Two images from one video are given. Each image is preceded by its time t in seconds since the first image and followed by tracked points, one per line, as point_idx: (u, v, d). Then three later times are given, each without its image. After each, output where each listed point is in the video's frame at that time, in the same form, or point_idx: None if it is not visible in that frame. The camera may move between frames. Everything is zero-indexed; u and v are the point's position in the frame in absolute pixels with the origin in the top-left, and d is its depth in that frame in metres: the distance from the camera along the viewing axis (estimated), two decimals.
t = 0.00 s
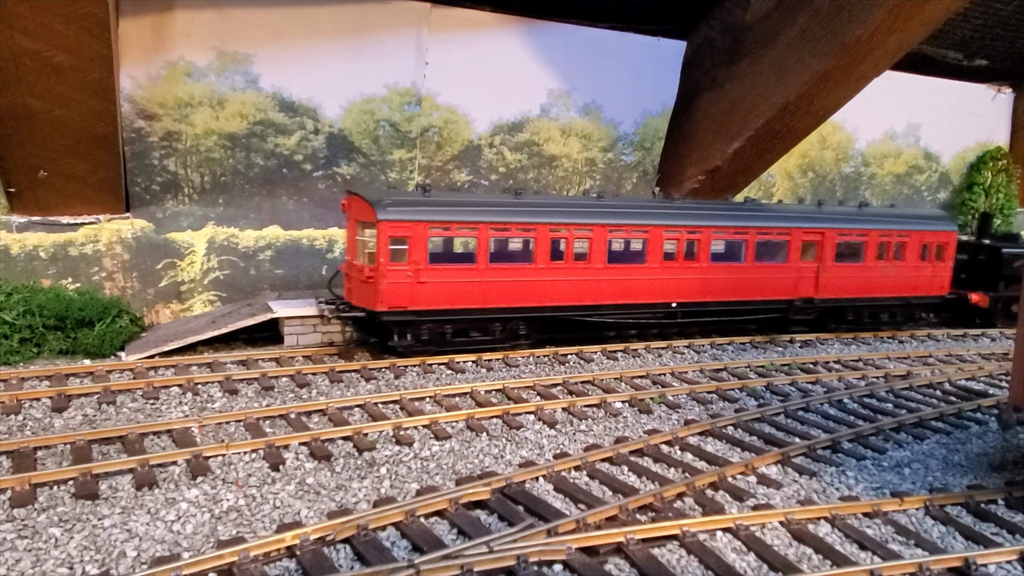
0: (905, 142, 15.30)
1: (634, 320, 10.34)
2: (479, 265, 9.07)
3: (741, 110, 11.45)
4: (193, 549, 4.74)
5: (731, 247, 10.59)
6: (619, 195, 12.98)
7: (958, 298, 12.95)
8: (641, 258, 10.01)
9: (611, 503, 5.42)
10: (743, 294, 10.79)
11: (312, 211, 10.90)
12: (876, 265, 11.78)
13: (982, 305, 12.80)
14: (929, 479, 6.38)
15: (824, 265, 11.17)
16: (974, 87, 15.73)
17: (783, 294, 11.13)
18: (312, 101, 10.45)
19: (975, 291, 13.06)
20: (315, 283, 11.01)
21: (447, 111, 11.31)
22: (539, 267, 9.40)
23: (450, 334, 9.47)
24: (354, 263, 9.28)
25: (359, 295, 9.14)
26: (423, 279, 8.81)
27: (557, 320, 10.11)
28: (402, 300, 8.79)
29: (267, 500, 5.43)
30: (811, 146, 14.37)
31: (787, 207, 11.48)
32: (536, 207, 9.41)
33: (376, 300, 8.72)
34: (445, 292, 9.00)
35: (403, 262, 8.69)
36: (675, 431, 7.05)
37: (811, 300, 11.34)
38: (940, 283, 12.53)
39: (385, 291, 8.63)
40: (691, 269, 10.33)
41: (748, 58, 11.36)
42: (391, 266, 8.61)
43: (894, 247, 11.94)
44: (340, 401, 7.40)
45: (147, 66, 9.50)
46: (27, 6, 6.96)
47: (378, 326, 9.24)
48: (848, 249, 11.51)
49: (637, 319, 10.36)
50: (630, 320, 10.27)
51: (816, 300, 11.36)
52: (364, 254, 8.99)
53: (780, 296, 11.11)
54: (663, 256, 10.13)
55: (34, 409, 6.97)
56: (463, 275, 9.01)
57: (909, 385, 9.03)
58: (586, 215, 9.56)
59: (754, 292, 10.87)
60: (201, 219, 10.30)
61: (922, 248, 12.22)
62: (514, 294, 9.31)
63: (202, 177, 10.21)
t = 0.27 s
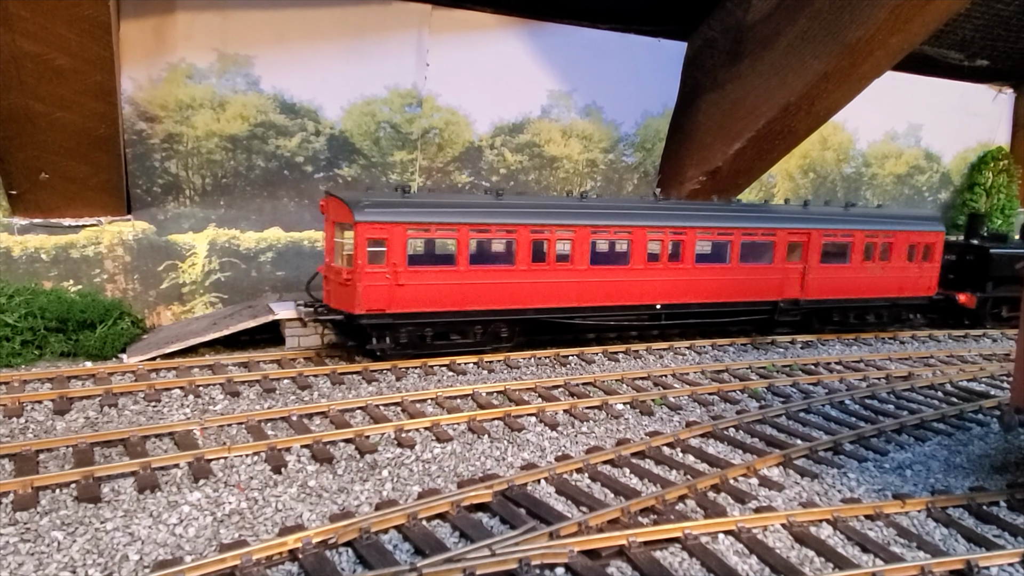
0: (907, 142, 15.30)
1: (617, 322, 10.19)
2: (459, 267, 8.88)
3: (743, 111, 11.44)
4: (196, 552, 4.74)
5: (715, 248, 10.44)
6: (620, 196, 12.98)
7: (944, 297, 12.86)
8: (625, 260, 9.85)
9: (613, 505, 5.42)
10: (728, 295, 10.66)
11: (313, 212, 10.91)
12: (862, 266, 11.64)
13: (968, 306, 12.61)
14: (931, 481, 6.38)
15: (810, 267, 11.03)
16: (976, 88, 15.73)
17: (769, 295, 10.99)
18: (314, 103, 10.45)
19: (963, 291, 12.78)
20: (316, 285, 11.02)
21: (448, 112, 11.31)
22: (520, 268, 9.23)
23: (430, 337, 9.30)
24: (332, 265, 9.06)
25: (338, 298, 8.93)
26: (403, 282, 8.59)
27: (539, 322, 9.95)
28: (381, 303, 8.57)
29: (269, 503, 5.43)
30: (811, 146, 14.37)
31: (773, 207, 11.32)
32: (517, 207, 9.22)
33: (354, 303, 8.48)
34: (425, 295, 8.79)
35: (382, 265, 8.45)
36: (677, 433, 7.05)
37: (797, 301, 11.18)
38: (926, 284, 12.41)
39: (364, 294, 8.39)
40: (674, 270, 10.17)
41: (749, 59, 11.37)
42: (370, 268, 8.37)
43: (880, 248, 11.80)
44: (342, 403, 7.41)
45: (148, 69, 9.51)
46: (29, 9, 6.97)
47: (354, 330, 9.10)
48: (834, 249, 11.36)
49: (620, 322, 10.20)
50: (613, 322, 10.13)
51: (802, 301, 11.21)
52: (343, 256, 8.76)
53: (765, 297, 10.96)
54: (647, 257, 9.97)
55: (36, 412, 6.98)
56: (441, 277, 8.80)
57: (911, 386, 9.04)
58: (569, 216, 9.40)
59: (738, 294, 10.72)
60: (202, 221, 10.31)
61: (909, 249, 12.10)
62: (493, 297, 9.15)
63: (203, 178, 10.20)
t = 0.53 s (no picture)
0: (907, 144, 15.31)
1: (600, 324, 10.02)
2: (438, 269, 8.70)
3: (744, 113, 11.45)
4: (200, 556, 4.76)
5: (699, 249, 10.26)
6: (621, 198, 12.99)
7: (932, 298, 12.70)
8: (607, 262, 9.68)
9: (616, 509, 5.44)
10: (713, 297, 10.48)
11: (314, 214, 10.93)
12: (849, 268, 11.45)
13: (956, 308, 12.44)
14: (933, 483, 6.39)
15: (796, 268, 10.85)
16: (977, 89, 15.73)
17: (755, 297, 10.81)
18: (315, 105, 10.47)
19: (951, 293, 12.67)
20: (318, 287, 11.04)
21: (450, 114, 11.32)
22: (499, 271, 9.05)
23: (410, 341, 9.12)
24: (310, 268, 8.87)
25: (315, 301, 8.73)
26: (381, 285, 8.40)
27: (521, 325, 9.79)
28: (359, 307, 8.39)
29: (272, 506, 5.44)
30: (812, 148, 14.38)
31: (758, 207, 11.14)
32: (499, 209, 9.05)
33: (332, 307, 8.31)
34: (404, 298, 8.60)
35: (361, 267, 8.28)
36: (679, 435, 7.07)
37: (783, 303, 11.00)
38: (913, 285, 12.26)
39: (343, 297, 8.23)
40: (658, 272, 10.00)
41: (750, 60, 11.38)
42: (348, 271, 8.21)
43: (866, 249, 11.61)
44: (345, 406, 7.43)
45: (150, 72, 9.53)
46: (31, 12, 6.98)
47: (332, 333, 8.96)
48: (820, 250, 11.18)
49: (603, 325, 10.04)
50: (596, 325, 9.96)
51: (789, 303, 11.03)
52: (321, 259, 8.58)
53: (751, 299, 10.77)
54: (631, 259, 9.80)
55: (40, 415, 6.99)
56: (418, 280, 8.61)
57: (913, 388, 9.06)
58: (551, 218, 9.23)
59: (723, 296, 10.54)
60: (204, 223, 10.32)
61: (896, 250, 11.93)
62: (472, 300, 8.98)
63: (205, 181, 10.21)
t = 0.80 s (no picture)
0: (908, 145, 15.32)
1: (584, 328, 9.98)
2: (418, 274, 8.65)
3: (745, 116, 11.48)
4: (205, 562, 4.77)
5: (684, 253, 10.20)
6: (623, 201, 13.01)
7: (920, 302, 12.63)
8: (591, 266, 9.61)
9: (619, 514, 5.46)
10: (698, 301, 10.40)
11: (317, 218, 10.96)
12: (836, 270, 11.39)
13: (943, 310, 12.48)
14: (935, 487, 6.41)
15: (782, 271, 10.78)
16: (978, 91, 15.74)
17: (740, 301, 10.74)
18: (317, 109, 10.49)
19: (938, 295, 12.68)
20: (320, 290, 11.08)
21: (451, 117, 11.34)
22: (481, 275, 8.99)
23: (391, 346, 9.08)
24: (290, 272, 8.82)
25: (292, 306, 8.69)
26: (360, 289, 8.39)
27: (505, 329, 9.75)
28: (337, 312, 8.36)
29: (276, 511, 5.46)
30: (813, 150, 14.39)
31: (745, 210, 11.09)
32: (480, 212, 9.01)
33: (310, 311, 8.27)
34: (383, 303, 8.55)
35: (338, 272, 8.24)
36: (681, 439, 7.09)
37: (769, 306, 10.94)
38: (900, 288, 12.18)
39: (320, 302, 8.19)
40: (642, 276, 9.94)
41: (751, 63, 11.40)
42: (326, 276, 8.17)
43: (854, 252, 11.54)
44: (347, 410, 7.45)
45: (152, 76, 9.55)
46: (35, 18, 7.00)
47: (309, 339, 8.88)
48: (807, 253, 11.12)
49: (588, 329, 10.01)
50: (580, 329, 9.93)
51: (774, 306, 10.96)
52: (299, 263, 8.53)
53: (736, 303, 10.70)
54: (615, 263, 9.72)
55: (44, 420, 7.01)
56: (398, 284, 8.55)
57: (914, 391, 9.08)
58: (532, 221, 9.17)
59: (708, 299, 10.48)
60: (206, 227, 10.35)
61: (883, 253, 11.86)
62: (454, 304, 8.92)
63: (207, 185, 10.24)
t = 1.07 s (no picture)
0: (910, 146, 15.32)
1: (568, 331, 9.92)
2: (399, 276, 8.58)
3: (746, 117, 11.47)
4: (210, 566, 4.78)
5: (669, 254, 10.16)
6: (625, 202, 13.00)
7: (909, 302, 12.62)
8: (575, 268, 9.59)
9: (622, 517, 5.46)
10: (683, 303, 10.38)
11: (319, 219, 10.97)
12: (824, 272, 11.34)
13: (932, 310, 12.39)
14: (938, 490, 6.41)
15: (768, 273, 10.74)
16: (979, 91, 15.73)
17: (726, 302, 10.72)
18: (319, 111, 10.50)
19: (927, 296, 12.64)
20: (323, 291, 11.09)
21: (453, 119, 11.35)
22: (463, 278, 8.93)
23: (371, 349, 8.94)
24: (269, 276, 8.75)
25: (271, 308, 8.72)
26: (339, 293, 8.31)
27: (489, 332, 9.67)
28: (316, 316, 8.29)
29: (281, 515, 5.46)
30: (814, 151, 14.39)
31: (731, 211, 11.06)
32: (463, 214, 8.93)
33: (290, 315, 8.20)
34: (364, 306, 8.48)
35: (318, 274, 8.18)
36: (684, 441, 7.09)
37: (755, 308, 10.89)
38: (889, 289, 12.11)
39: (300, 305, 8.11)
40: (626, 278, 9.90)
41: (753, 64, 11.41)
42: (305, 279, 8.10)
43: (841, 253, 11.51)
44: (351, 412, 7.46)
45: (155, 78, 9.55)
46: (39, 21, 6.99)
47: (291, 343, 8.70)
48: (793, 255, 11.07)
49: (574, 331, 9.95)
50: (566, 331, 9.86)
51: (761, 308, 10.91)
52: (279, 266, 8.46)
53: (722, 305, 10.65)
54: (600, 264, 9.70)
55: (48, 422, 7.02)
56: (378, 287, 8.49)
57: (917, 392, 9.08)
58: (516, 223, 9.12)
59: (694, 301, 10.43)
60: (209, 229, 10.37)
61: (871, 254, 11.82)
62: (437, 307, 8.85)
63: (210, 187, 10.25)
